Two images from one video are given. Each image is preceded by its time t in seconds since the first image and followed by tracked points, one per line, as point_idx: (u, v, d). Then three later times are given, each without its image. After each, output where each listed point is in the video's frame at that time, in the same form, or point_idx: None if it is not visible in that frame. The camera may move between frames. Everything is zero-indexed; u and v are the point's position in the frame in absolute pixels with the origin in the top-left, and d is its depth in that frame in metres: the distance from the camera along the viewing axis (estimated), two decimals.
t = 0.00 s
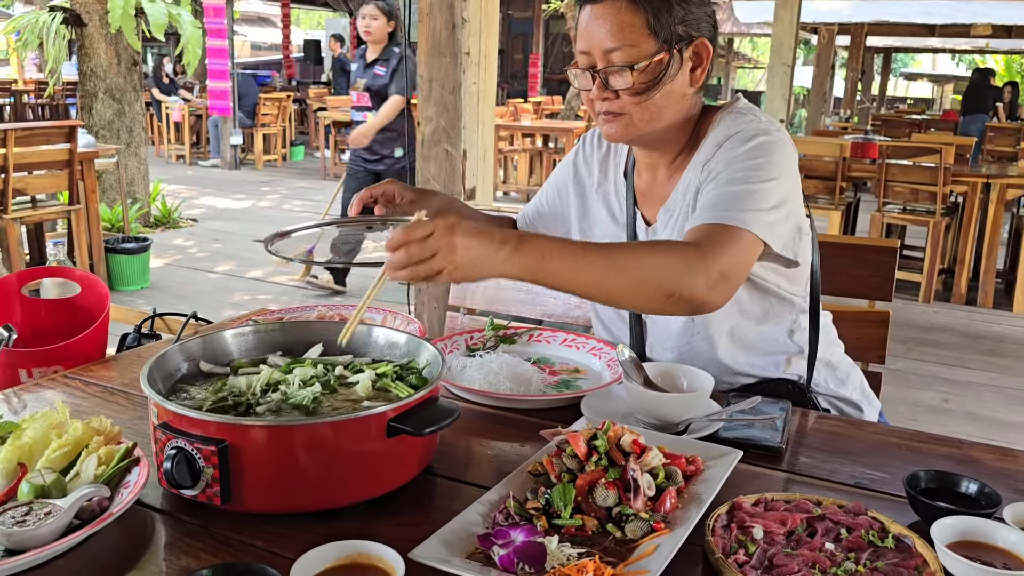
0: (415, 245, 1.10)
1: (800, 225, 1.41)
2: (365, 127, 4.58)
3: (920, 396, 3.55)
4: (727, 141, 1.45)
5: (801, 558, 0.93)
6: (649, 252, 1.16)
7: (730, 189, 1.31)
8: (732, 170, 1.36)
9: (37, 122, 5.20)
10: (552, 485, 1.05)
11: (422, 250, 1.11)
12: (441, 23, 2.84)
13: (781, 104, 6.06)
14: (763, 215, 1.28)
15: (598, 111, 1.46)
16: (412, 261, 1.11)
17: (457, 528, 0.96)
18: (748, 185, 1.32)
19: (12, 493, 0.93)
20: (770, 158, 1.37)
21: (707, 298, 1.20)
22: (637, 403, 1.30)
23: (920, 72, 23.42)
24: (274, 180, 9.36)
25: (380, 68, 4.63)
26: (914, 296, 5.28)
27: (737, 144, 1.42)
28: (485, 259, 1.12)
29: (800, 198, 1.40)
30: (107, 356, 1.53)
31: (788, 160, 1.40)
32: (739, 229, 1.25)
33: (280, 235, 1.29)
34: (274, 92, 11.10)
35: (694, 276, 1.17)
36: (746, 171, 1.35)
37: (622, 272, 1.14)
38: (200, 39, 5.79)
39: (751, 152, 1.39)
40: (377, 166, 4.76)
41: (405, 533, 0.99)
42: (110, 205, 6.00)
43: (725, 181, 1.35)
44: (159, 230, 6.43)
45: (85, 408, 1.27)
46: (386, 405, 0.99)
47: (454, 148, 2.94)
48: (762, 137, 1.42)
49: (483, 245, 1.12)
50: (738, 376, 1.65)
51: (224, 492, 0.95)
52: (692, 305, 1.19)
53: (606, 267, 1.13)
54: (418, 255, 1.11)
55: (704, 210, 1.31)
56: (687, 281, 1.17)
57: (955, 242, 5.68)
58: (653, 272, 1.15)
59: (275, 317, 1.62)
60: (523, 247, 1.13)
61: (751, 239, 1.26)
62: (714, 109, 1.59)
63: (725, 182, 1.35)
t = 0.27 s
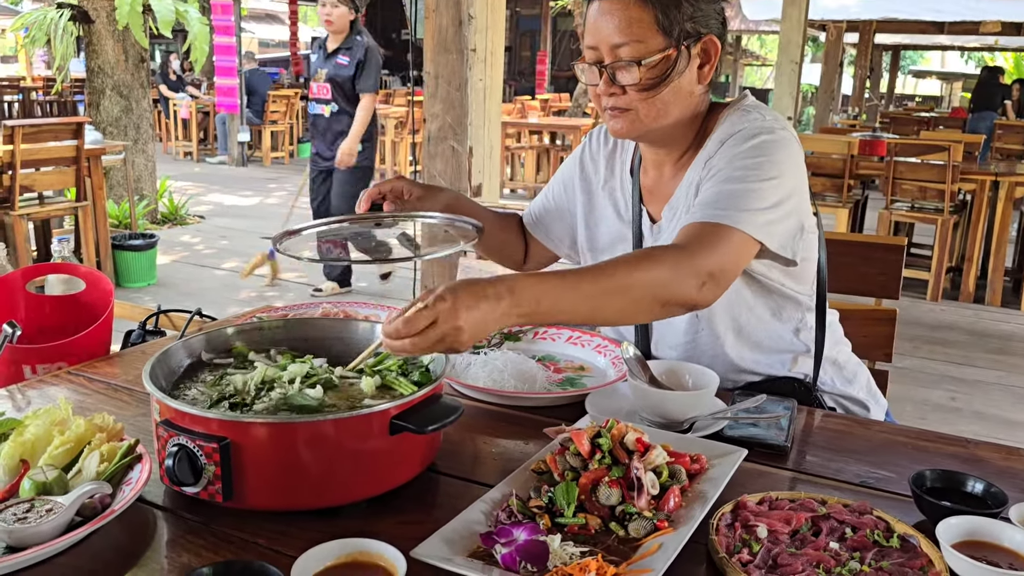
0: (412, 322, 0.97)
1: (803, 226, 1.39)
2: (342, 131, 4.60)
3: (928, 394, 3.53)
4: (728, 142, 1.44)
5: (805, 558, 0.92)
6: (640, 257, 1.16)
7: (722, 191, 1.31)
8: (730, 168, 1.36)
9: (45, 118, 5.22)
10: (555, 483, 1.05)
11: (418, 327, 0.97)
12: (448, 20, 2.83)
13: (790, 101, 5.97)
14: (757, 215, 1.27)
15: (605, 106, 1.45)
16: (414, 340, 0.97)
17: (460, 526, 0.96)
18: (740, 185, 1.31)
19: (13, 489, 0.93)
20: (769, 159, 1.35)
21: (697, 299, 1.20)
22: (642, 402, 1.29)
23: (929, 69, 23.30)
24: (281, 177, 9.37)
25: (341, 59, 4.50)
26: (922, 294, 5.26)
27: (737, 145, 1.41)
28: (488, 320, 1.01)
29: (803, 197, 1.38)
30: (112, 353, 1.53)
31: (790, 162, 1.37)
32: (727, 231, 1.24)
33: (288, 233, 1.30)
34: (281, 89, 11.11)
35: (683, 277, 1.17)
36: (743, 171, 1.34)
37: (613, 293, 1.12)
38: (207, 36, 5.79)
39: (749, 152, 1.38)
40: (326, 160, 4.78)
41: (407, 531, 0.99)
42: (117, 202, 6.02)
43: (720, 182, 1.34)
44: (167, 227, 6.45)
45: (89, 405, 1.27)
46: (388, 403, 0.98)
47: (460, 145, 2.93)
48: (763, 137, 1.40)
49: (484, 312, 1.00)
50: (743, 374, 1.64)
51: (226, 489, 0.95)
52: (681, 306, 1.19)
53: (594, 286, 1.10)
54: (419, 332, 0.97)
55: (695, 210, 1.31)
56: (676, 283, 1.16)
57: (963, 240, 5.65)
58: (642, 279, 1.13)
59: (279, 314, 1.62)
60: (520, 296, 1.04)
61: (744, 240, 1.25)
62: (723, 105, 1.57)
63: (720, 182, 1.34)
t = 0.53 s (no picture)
0: (405, 268, 1.00)
1: (804, 225, 1.39)
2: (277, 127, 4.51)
3: (930, 394, 3.52)
4: (726, 139, 1.45)
5: (802, 556, 0.93)
6: (634, 249, 1.17)
7: (718, 186, 1.31)
8: (728, 165, 1.36)
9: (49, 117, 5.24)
10: (553, 482, 1.05)
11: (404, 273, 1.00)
12: (450, 19, 2.83)
13: (792, 100, 6.00)
14: (755, 212, 1.27)
15: (611, 101, 1.45)
16: (400, 293, 1.00)
17: (458, 524, 0.96)
18: (736, 181, 1.31)
19: (14, 486, 0.94)
20: (767, 156, 1.36)
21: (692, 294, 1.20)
22: (640, 400, 1.30)
23: (933, 68, 23.24)
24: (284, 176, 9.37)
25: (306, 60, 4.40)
26: (925, 293, 5.24)
27: (735, 142, 1.42)
28: (476, 287, 1.05)
29: (803, 196, 1.38)
30: (113, 351, 1.54)
31: (788, 159, 1.37)
32: (721, 226, 1.24)
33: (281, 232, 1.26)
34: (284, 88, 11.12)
35: (678, 272, 1.17)
36: (740, 168, 1.34)
37: (604, 278, 1.14)
38: (211, 35, 5.79)
39: (747, 149, 1.38)
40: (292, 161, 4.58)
41: (405, 529, 0.99)
42: (121, 201, 6.03)
43: (717, 178, 1.34)
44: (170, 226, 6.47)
45: (90, 402, 1.28)
46: (387, 401, 0.99)
47: (461, 144, 2.93)
48: (763, 134, 1.41)
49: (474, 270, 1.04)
50: (742, 372, 1.64)
51: (225, 487, 0.96)
52: (675, 299, 1.20)
53: (586, 273, 1.13)
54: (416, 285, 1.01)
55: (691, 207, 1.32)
56: (670, 277, 1.17)
57: (966, 239, 5.64)
58: (634, 269, 1.15)
59: (280, 313, 1.62)
60: (510, 274, 1.08)
61: (742, 235, 1.25)
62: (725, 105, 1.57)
63: (717, 178, 1.35)
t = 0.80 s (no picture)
0: (424, 265, 0.99)
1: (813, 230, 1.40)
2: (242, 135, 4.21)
3: (932, 395, 3.52)
4: (736, 142, 1.45)
5: (801, 559, 0.93)
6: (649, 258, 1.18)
7: (728, 193, 1.31)
8: (739, 171, 1.36)
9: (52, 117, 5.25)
10: (552, 484, 1.05)
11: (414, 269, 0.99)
12: (452, 19, 2.83)
13: (795, 100, 6.00)
14: (768, 219, 1.28)
15: (624, 97, 1.45)
16: (419, 288, 1.00)
17: (457, 527, 0.96)
18: (746, 188, 1.31)
19: (15, 487, 0.94)
20: (778, 162, 1.36)
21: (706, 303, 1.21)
22: (641, 402, 1.30)
23: (937, 68, 23.19)
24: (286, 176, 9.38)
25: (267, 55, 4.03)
26: (927, 294, 5.24)
27: (745, 146, 1.42)
28: (493, 291, 1.06)
29: (813, 202, 1.39)
30: (115, 352, 1.54)
31: (797, 164, 1.37)
32: (733, 235, 1.25)
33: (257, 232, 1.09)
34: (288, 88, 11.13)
35: (693, 281, 1.19)
36: (751, 173, 1.34)
37: (618, 287, 1.15)
38: (213, 35, 5.77)
39: (758, 155, 1.38)
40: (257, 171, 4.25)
41: (405, 530, 0.99)
42: (124, 201, 6.04)
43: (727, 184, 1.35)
44: (173, 225, 6.48)
45: (92, 403, 1.28)
46: (387, 403, 0.99)
47: (463, 145, 2.93)
48: (773, 139, 1.41)
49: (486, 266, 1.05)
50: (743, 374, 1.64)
51: (226, 488, 0.96)
52: (689, 307, 1.21)
53: (601, 282, 1.14)
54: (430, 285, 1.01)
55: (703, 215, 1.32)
56: (686, 287, 1.18)
57: (969, 240, 5.63)
58: (650, 278, 1.16)
59: (281, 314, 1.63)
60: (527, 280, 1.09)
61: (755, 242, 1.26)
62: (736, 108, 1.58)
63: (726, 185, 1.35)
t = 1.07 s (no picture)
0: (514, 268, 1.12)
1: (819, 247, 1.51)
2: (193, 149, 4.00)
3: (924, 403, 3.54)
4: (747, 162, 1.52)
5: (787, 566, 0.95)
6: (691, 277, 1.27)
7: (760, 218, 1.39)
8: (760, 192, 1.44)
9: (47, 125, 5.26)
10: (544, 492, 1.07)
11: (499, 268, 1.11)
12: (445, 30, 2.86)
13: (788, 109, 6.05)
14: (796, 240, 1.38)
15: (625, 107, 1.47)
16: (503, 275, 1.12)
17: (449, 534, 0.98)
18: (777, 209, 1.40)
19: (14, 495, 0.95)
20: (796, 179, 1.45)
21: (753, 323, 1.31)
22: (632, 411, 1.32)
23: (928, 76, 23.34)
24: (281, 183, 9.38)
25: (207, 67, 3.98)
26: (919, 302, 5.27)
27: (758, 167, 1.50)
28: (570, 297, 1.16)
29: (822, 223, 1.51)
30: (112, 361, 1.55)
31: (810, 178, 1.47)
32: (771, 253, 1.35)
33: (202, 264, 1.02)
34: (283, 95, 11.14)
35: (744, 302, 1.28)
36: (774, 194, 1.43)
37: (673, 303, 1.24)
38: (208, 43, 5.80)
39: (775, 173, 1.46)
40: (214, 191, 4.13)
41: (399, 538, 1.01)
42: (118, 208, 6.04)
43: (753, 208, 1.42)
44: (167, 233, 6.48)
45: (89, 412, 1.30)
46: (382, 412, 1.01)
47: (457, 154, 2.96)
48: (786, 156, 1.49)
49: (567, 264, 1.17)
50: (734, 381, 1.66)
51: (222, 496, 0.97)
52: (732, 329, 1.30)
53: (663, 293, 1.23)
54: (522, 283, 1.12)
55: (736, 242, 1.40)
56: (734, 305, 1.27)
57: (961, 248, 5.67)
58: (697, 295, 1.25)
59: (277, 323, 1.65)
60: (596, 282, 1.19)
61: (785, 263, 1.36)
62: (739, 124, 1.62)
63: (751, 208, 1.42)
